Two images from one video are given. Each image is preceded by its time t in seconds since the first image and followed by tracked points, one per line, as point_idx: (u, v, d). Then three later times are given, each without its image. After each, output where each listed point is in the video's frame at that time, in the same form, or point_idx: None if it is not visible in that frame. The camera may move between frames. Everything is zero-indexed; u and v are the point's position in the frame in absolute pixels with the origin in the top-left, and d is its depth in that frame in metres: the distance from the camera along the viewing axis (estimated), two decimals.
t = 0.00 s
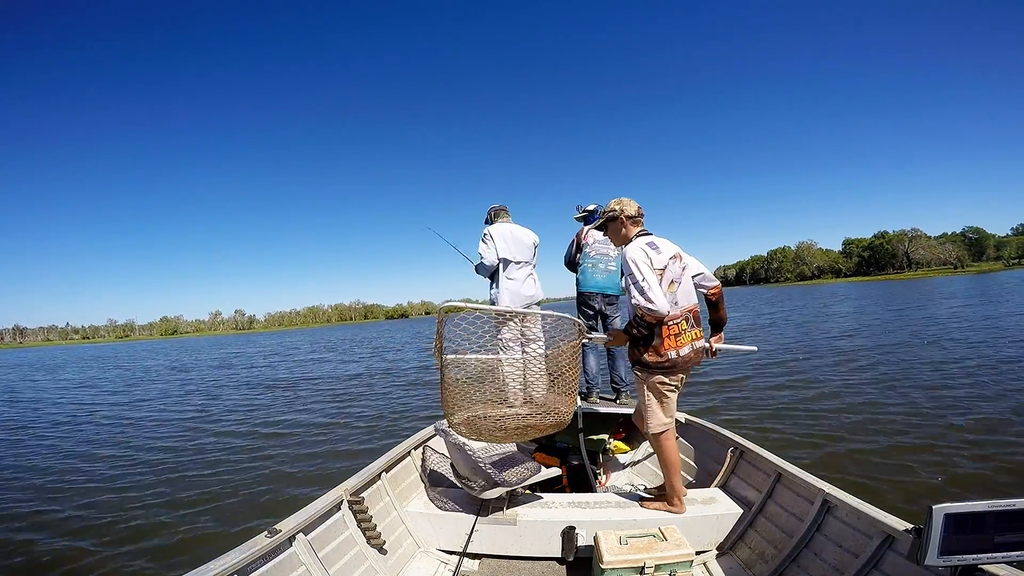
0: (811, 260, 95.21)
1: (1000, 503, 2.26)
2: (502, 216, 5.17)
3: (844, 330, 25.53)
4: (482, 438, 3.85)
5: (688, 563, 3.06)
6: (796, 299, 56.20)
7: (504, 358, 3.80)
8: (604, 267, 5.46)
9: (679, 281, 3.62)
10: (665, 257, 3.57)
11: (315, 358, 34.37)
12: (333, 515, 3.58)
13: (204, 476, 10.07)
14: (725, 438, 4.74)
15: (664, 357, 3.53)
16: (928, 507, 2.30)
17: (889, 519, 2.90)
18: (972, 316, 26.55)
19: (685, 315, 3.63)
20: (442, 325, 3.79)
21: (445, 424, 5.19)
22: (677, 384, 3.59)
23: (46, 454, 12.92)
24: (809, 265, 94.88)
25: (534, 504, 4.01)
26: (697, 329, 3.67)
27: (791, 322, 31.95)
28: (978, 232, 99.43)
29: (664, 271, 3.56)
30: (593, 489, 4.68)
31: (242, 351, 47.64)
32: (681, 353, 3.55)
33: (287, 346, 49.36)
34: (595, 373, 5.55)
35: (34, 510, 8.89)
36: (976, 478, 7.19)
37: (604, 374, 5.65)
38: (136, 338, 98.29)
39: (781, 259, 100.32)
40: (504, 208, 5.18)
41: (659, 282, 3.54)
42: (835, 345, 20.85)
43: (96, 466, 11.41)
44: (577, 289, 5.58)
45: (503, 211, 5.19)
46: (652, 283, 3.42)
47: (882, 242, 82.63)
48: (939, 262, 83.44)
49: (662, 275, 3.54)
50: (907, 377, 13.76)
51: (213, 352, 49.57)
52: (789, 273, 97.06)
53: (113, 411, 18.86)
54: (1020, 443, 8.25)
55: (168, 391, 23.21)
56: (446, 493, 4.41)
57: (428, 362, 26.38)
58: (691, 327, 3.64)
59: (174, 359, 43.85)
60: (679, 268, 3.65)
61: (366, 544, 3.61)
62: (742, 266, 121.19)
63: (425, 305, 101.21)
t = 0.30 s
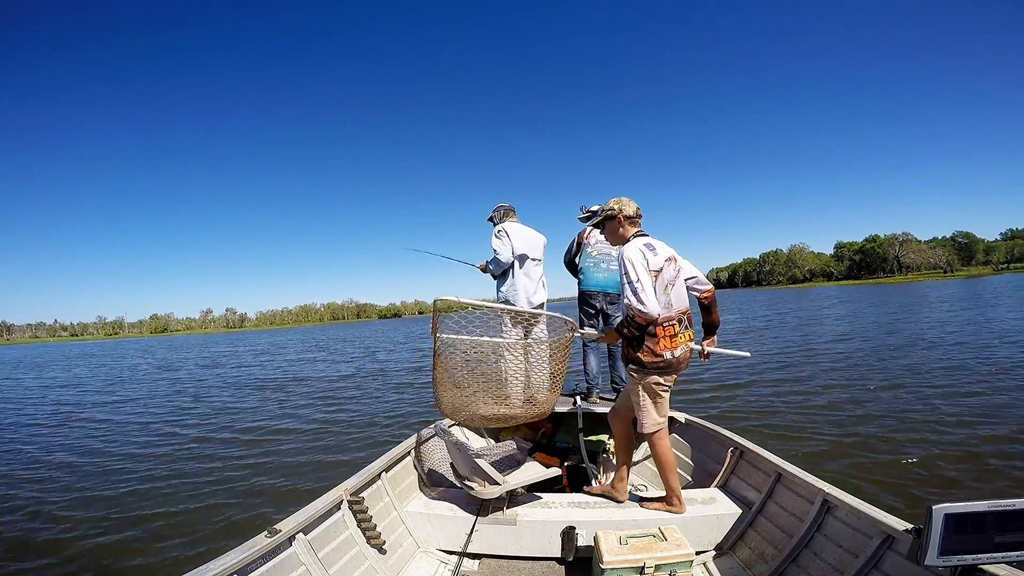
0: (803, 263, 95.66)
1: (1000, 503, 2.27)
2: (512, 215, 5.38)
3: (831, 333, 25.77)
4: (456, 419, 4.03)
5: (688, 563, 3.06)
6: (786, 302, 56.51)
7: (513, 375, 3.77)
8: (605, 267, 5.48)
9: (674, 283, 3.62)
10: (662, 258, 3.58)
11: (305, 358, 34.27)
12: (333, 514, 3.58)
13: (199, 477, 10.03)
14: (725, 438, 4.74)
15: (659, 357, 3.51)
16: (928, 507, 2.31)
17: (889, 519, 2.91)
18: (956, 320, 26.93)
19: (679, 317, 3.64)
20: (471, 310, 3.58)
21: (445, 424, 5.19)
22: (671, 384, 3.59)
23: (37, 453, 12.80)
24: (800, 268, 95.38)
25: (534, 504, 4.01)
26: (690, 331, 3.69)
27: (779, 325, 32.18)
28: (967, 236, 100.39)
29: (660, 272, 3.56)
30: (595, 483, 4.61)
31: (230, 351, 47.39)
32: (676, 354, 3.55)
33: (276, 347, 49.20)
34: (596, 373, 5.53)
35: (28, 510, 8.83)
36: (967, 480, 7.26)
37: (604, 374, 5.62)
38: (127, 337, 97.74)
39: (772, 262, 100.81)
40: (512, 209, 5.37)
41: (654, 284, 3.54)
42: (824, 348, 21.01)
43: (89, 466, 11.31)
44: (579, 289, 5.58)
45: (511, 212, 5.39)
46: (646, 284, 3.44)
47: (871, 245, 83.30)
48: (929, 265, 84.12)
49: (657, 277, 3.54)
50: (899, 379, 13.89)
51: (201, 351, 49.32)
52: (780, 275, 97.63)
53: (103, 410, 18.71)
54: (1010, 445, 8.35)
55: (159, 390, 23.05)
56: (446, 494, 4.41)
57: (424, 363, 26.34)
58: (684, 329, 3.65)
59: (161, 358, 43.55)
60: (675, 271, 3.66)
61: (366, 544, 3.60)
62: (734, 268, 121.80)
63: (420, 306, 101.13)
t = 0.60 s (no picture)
0: (796, 262, 95.94)
1: (1000, 503, 2.27)
2: (507, 214, 5.45)
3: (818, 331, 25.91)
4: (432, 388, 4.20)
5: (688, 563, 3.07)
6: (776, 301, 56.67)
7: (506, 381, 3.84)
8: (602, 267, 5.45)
9: (657, 286, 3.63)
10: (644, 262, 3.58)
11: (295, 362, 34.09)
12: (333, 514, 3.57)
13: (196, 482, 9.99)
14: (725, 439, 4.75)
15: (645, 359, 3.52)
16: (928, 508, 2.31)
17: (889, 519, 2.91)
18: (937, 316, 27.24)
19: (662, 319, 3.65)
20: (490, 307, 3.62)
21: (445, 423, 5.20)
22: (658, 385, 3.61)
23: (27, 461, 12.67)
24: (789, 267, 95.39)
25: (534, 504, 4.01)
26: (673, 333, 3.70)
27: (767, 323, 32.28)
28: (957, 234, 100.91)
29: (643, 275, 3.56)
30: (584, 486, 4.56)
31: (217, 355, 47.08)
32: (660, 356, 3.56)
33: (264, 350, 48.97)
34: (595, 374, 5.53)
35: (24, 517, 8.78)
36: (960, 478, 7.31)
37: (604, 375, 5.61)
38: (117, 340, 97.17)
39: (762, 260, 101.11)
40: (507, 208, 5.45)
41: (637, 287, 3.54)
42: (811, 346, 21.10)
43: (84, 473, 11.24)
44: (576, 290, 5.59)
45: (506, 210, 5.46)
46: (628, 287, 3.45)
47: (861, 244, 83.65)
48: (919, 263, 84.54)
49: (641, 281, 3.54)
50: (890, 378, 13.95)
51: (189, 356, 49.05)
52: (770, 275, 97.79)
53: (92, 418, 18.54)
54: (1003, 443, 8.41)
55: (148, 396, 22.85)
56: (446, 494, 4.41)
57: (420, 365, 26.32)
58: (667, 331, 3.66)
59: (147, 364, 43.21)
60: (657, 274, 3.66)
61: (366, 544, 3.60)
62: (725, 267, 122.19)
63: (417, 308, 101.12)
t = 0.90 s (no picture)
0: (786, 263, 96.35)
1: (1000, 503, 2.28)
2: (501, 213, 5.50)
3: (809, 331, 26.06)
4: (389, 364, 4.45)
5: (688, 563, 3.07)
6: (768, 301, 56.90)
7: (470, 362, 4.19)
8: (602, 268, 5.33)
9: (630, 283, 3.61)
10: (614, 260, 3.57)
11: (286, 363, 33.93)
12: (333, 514, 3.56)
13: (191, 484, 9.93)
14: (725, 439, 4.75)
15: (623, 356, 3.51)
16: (928, 508, 2.31)
17: (890, 519, 2.91)
18: (924, 316, 27.46)
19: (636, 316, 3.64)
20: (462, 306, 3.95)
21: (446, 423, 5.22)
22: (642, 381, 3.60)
23: (18, 463, 12.53)
24: (780, 267, 95.91)
25: (534, 504, 4.01)
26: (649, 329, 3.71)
27: (758, 324, 32.40)
28: (947, 234, 101.47)
29: (614, 273, 3.55)
30: (583, 486, 4.53)
31: (205, 356, 46.72)
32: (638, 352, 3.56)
33: (255, 350, 48.71)
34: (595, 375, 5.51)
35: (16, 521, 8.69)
36: (954, 478, 7.35)
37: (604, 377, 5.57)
38: (107, 339, 96.40)
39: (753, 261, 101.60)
40: (500, 207, 5.52)
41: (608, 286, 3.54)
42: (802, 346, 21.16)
43: (76, 476, 11.14)
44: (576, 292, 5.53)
45: (500, 209, 5.53)
46: (595, 287, 3.47)
47: (852, 245, 84.07)
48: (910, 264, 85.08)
49: (611, 279, 3.54)
50: (881, 378, 14.01)
51: (176, 356, 48.56)
52: (762, 275, 98.22)
53: (83, 419, 18.36)
54: (995, 443, 8.48)
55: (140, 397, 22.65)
56: (446, 494, 4.41)
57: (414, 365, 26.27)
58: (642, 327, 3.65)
59: (133, 364, 42.73)
60: (630, 271, 3.64)
61: (366, 544, 3.59)
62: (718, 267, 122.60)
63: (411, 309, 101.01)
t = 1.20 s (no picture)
0: (779, 270, 96.60)
1: (1000, 503, 2.29)
2: (503, 212, 5.48)
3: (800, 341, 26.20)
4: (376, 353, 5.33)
5: (688, 563, 3.07)
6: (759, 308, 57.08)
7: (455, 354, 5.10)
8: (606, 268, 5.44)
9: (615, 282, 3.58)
10: (601, 258, 3.54)
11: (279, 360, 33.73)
12: (333, 514, 3.55)
13: (185, 483, 9.87)
14: (724, 439, 4.76)
15: (592, 352, 3.52)
16: (928, 508, 2.32)
17: (890, 520, 2.92)
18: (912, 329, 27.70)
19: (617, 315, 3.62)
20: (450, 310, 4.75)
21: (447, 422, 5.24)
22: (604, 379, 3.61)
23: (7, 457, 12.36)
24: (773, 276, 96.33)
25: (534, 504, 4.01)
26: (627, 329, 3.70)
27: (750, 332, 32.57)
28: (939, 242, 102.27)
29: (599, 271, 3.52)
30: (582, 486, 4.55)
31: (195, 350, 46.31)
32: (612, 350, 3.55)
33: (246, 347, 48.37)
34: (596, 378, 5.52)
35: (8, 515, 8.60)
36: (947, 485, 7.40)
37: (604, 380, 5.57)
38: (97, 333, 95.66)
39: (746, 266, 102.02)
40: (501, 206, 5.50)
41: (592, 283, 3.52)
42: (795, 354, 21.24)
43: (68, 470, 11.03)
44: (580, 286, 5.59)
45: (502, 207, 5.49)
46: (580, 284, 3.45)
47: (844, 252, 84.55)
48: (901, 272, 85.63)
49: (596, 277, 3.51)
50: (875, 387, 14.09)
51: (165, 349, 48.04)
52: (755, 280, 98.43)
53: (73, 412, 18.17)
54: (987, 452, 8.55)
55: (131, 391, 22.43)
56: (445, 494, 4.40)
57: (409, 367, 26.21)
58: (620, 328, 3.63)
59: (121, 356, 42.28)
60: (616, 271, 3.62)
61: (366, 544, 3.58)
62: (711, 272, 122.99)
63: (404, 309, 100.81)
